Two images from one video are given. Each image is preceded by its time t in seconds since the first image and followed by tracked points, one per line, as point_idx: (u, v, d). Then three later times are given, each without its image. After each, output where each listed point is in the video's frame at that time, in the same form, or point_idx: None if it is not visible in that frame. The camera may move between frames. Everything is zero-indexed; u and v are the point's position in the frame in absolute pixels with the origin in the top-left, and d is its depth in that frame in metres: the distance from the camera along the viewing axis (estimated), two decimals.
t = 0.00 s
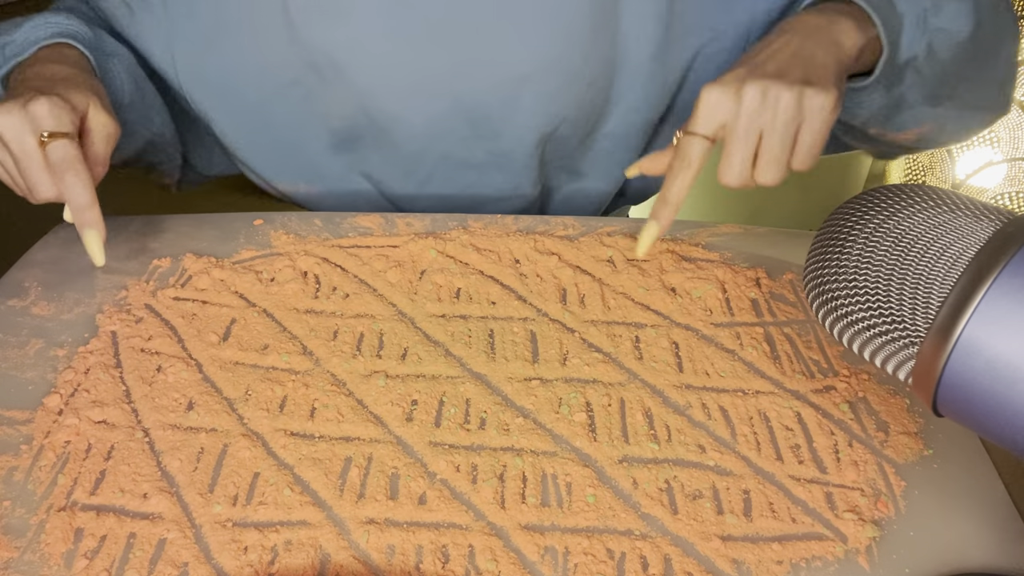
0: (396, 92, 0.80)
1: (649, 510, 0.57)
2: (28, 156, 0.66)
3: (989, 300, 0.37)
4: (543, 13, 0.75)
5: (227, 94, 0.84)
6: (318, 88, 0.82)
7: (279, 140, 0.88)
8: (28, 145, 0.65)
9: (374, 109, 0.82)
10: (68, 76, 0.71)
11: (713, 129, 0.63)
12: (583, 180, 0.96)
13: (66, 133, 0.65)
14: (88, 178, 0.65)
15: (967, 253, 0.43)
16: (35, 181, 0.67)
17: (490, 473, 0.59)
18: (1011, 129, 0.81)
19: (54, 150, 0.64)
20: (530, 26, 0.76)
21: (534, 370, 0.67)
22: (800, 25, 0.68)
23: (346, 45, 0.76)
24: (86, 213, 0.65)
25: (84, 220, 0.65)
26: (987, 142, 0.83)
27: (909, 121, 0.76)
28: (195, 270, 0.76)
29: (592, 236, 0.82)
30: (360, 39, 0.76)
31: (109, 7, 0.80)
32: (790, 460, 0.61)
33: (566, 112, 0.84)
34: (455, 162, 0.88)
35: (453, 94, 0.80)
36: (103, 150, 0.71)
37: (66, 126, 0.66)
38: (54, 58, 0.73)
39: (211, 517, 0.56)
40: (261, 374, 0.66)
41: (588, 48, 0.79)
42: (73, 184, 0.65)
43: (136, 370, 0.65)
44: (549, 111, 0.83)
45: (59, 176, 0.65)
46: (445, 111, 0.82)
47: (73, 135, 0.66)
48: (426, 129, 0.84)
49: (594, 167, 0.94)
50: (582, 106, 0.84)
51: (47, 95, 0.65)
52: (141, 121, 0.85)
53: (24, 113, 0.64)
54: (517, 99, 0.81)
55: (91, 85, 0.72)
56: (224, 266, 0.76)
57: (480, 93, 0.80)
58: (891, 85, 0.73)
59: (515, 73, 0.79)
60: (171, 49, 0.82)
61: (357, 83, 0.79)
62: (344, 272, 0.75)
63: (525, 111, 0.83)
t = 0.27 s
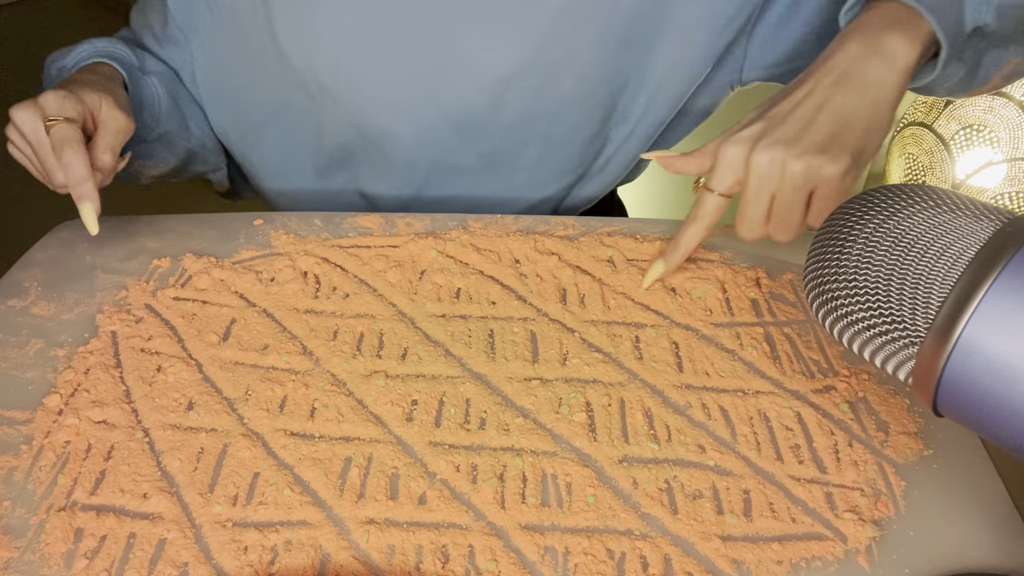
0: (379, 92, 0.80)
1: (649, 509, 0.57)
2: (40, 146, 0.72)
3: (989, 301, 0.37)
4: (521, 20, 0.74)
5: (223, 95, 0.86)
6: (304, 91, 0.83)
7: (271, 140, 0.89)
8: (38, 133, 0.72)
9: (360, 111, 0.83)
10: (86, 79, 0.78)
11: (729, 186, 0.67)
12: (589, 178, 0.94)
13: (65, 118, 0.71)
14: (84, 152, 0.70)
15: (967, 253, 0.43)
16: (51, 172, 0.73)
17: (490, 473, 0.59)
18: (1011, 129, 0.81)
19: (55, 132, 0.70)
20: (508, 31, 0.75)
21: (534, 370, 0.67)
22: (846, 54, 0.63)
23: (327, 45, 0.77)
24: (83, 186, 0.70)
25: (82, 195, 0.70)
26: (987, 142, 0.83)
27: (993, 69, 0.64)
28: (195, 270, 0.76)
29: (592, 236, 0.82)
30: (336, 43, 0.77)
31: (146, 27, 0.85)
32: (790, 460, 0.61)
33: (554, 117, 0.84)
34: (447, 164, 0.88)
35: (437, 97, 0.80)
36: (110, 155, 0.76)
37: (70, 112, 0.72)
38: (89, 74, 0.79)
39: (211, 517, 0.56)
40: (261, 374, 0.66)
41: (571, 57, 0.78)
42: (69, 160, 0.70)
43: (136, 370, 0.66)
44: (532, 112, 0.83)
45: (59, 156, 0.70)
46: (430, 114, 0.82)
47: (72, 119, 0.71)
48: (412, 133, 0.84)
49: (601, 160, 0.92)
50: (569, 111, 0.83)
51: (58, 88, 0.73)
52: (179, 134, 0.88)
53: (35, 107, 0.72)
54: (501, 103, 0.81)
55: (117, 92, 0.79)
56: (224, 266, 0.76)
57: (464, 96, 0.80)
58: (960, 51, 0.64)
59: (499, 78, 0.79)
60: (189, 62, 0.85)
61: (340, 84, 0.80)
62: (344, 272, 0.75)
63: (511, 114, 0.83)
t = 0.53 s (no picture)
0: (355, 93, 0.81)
1: (649, 509, 0.57)
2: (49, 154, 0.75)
3: (989, 301, 0.37)
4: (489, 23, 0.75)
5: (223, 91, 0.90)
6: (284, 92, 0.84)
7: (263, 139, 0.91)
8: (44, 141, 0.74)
9: (339, 112, 0.83)
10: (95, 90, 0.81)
11: (544, 217, 0.61)
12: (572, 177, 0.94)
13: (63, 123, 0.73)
14: (82, 152, 0.72)
15: (967, 253, 0.43)
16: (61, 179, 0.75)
17: (490, 473, 0.59)
18: (1011, 129, 0.81)
19: (55, 133, 0.73)
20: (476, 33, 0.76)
21: (534, 370, 0.67)
22: (677, 111, 0.55)
23: (302, 45, 0.78)
24: (82, 185, 0.71)
25: (81, 192, 0.71)
26: (986, 142, 0.83)
27: (869, 142, 0.57)
28: (195, 270, 0.76)
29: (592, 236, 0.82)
30: (314, 48, 0.79)
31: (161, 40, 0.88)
32: (790, 460, 0.61)
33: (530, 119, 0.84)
34: (427, 169, 0.89)
35: (411, 99, 0.81)
36: (112, 156, 0.75)
37: (70, 118, 0.74)
38: (102, 83, 0.82)
39: (211, 517, 0.56)
40: (261, 374, 0.66)
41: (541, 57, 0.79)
42: (67, 159, 0.71)
43: (136, 370, 0.66)
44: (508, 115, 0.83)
45: (60, 159, 0.72)
46: (406, 116, 0.83)
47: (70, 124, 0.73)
48: (390, 136, 0.85)
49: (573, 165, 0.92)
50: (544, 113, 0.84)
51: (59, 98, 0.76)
52: (192, 142, 0.92)
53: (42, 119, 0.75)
54: (475, 104, 0.82)
55: (126, 102, 0.81)
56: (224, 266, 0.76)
57: (438, 98, 0.81)
58: (826, 114, 0.55)
59: (471, 80, 0.79)
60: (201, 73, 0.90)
61: (318, 84, 0.81)
62: (344, 272, 0.75)
63: (486, 116, 0.83)
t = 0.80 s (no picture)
0: (333, 89, 0.81)
1: (649, 509, 0.57)
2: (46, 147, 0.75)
3: (989, 301, 0.37)
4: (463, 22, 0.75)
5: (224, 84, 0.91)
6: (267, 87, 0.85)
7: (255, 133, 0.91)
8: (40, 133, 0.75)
9: (318, 108, 0.83)
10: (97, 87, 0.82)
11: (319, 318, 0.58)
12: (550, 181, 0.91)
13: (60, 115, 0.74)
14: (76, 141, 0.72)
15: (967, 253, 0.43)
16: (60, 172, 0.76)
17: (490, 473, 0.59)
18: (1011, 129, 0.80)
19: (49, 125, 0.74)
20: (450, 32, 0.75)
21: (534, 370, 0.67)
22: (464, 206, 0.54)
23: (282, 38, 0.79)
24: (75, 174, 0.71)
25: (74, 179, 0.71)
26: (987, 142, 0.82)
27: (689, 255, 0.62)
28: (195, 270, 0.76)
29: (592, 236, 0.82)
30: (294, 43, 0.79)
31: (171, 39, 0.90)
32: (790, 460, 0.61)
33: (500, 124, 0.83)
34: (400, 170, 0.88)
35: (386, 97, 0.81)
36: (106, 148, 0.75)
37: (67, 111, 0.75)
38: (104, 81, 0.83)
39: (211, 518, 0.56)
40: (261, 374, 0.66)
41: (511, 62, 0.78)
42: (62, 149, 0.71)
43: (137, 370, 0.66)
44: (477, 119, 0.82)
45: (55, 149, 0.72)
46: (381, 114, 0.82)
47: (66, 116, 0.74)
48: (366, 133, 0.84)
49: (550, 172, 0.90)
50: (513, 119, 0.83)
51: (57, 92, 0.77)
52: (197, 139, 0.91)
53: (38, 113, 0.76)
54: (446, 107, 0.81)
55: (124, 100, 0.81)
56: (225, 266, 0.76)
57: (412, 96, 0.80)
58: (636, 220, 0.58)
59: (442, 81, 0.79)
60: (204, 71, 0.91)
61: (297, 79, 0.81)
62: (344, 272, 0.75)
63: (457, 119, 0.82)
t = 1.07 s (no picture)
0: (337, 87, 0.81)
1: (649, 509, 0.57)
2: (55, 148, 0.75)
3: (989, 301, 0.37)
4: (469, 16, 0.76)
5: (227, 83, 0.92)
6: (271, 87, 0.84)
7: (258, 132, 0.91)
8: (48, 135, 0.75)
9: (322, 107, 0.83)
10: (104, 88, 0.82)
11: (529, 391, 0.54)
12: (539, 173, 0.93)
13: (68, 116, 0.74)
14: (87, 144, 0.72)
15: (966, 253, 0.43)
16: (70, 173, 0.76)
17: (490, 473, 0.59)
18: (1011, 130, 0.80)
19: (60, 127, 0.73)
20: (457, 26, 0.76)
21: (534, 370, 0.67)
22: (659, 224, 0.54)
23: (286, 38, 0.79)
24: (88, 176, 0.71)
25: (87, 182, 0.71)
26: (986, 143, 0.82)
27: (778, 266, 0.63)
28: (195, 270, 0.76)
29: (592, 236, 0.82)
30: (300, 41, 0.79)
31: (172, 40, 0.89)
32: (790, 460, 0.61)
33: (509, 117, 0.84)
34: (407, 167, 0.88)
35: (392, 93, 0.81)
36: (117, 148, 0.75)
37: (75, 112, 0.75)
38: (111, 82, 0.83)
39: (210, 518, 0.56)
40: (261, 374, 0.66)
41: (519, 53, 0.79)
42: (71, 151, 0.71)
43: (137, 370, 0.66)
44: (486, 112, 0.83)
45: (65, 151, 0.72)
46: (387, 111, 0.82)
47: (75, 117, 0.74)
48: (371, 131, 0.84)
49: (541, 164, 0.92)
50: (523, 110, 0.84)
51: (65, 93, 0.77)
52: (203, 142, 0.91)
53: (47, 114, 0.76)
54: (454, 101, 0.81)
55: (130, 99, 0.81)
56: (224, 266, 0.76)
57: (418, 92, 0.81)
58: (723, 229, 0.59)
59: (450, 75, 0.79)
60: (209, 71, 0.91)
61: (302, 78, 0.81)
62: (344, 272, 0.75)
63: (465, 113, 0.82)
